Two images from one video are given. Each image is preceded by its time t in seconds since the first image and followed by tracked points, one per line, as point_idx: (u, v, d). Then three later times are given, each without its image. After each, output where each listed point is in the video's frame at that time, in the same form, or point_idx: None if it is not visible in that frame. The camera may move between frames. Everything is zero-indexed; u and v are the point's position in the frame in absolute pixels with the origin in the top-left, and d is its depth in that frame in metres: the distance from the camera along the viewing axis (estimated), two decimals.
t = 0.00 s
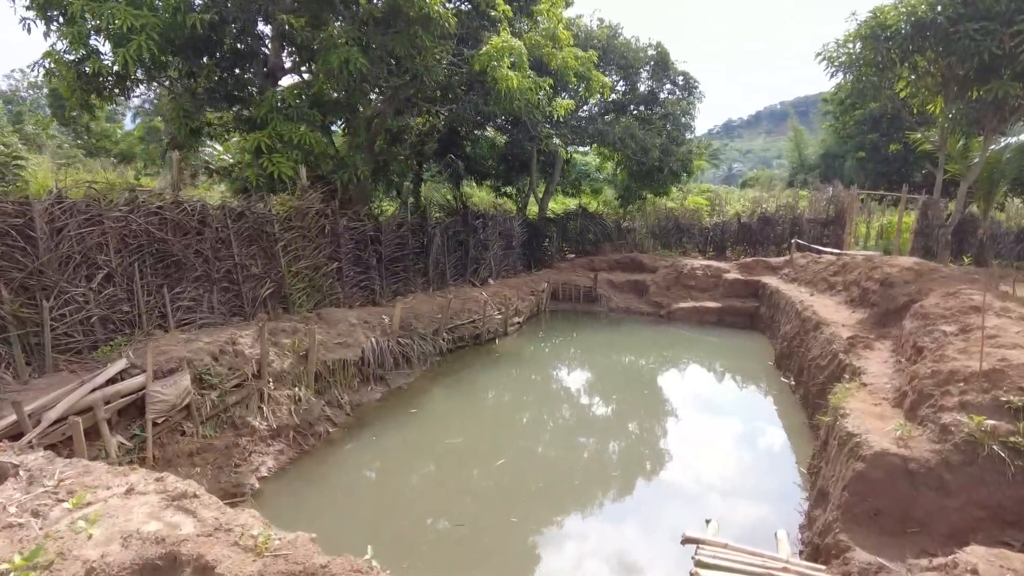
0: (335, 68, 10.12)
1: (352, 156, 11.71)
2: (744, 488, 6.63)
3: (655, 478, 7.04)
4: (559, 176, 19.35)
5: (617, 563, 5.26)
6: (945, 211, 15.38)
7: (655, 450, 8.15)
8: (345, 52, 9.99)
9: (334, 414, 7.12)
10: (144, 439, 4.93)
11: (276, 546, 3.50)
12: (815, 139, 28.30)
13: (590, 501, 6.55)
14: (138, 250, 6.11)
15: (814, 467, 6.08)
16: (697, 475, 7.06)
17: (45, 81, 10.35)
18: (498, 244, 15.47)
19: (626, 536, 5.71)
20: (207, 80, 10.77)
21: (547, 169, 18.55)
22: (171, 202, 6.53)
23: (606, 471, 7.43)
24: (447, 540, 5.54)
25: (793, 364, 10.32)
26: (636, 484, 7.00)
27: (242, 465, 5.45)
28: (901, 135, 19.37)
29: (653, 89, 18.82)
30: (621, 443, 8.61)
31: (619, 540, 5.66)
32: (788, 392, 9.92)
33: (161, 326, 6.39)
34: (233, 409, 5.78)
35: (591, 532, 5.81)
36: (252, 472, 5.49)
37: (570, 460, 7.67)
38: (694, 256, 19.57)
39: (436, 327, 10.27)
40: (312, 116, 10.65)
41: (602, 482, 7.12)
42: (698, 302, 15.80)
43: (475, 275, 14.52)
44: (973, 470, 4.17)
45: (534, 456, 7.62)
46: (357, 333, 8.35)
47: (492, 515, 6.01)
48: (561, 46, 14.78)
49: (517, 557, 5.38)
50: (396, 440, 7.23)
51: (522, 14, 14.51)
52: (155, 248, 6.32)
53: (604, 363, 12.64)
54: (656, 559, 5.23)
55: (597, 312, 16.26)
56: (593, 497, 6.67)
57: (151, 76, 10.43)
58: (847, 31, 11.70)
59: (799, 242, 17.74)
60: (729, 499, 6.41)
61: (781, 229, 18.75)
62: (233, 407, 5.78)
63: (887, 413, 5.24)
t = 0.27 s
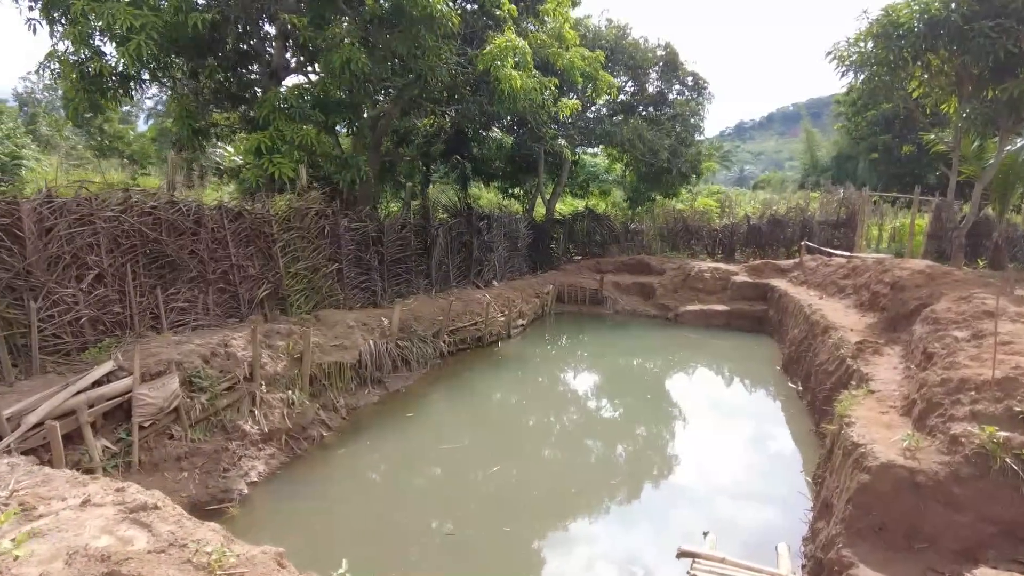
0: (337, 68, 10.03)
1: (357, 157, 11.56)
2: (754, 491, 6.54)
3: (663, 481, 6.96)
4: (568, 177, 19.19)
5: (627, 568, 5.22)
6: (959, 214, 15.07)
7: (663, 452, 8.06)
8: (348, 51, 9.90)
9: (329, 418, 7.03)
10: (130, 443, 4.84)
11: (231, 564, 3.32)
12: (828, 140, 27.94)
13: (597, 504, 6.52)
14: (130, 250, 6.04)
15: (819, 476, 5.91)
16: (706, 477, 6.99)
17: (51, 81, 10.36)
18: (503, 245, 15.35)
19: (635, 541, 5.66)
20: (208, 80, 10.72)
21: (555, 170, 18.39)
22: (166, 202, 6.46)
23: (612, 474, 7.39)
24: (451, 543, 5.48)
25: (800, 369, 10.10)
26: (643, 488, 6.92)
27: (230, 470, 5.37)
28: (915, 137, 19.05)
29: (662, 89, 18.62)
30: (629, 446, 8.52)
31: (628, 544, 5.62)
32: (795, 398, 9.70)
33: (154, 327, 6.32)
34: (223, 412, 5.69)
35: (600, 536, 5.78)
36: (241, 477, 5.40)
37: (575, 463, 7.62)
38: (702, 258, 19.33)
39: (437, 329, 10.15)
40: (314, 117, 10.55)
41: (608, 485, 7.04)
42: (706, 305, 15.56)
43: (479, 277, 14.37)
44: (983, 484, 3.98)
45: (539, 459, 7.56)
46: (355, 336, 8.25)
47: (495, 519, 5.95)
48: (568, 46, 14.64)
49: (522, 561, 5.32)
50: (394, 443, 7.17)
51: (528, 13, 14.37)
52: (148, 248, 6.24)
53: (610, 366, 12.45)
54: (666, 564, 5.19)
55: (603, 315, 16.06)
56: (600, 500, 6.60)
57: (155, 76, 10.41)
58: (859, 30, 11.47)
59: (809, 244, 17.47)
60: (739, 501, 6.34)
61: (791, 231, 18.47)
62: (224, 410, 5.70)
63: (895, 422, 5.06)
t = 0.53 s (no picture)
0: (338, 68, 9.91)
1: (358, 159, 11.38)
2: (766, 493, 6.52)
3: (672, 483, 6.97)
4: (575, 176, 19.00)
5: (638, 567, 5.27)
6: (973, 214, 14.72)
7: (672, 455, 8.13)
8: (348, 52, 9.79)
9: (321, 423, 6.93)
10: (112, 450, 4.75)
11: None
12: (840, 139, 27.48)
13: (605, 506, 6.55)
14: (119, 253, 5.98)
15: (822, 485, 5.73)
16: (716, 479, 6.99)
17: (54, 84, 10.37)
18: (507, 246, 15.20)
19: (647, 542, 5.71)
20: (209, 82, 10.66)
21: (561, 169, 18.21)
22: (157, 204, 6.37)
23: (620, 476, 7.42)
24: (457, 545, 5.51)
25: (806, 373, 9.87)
26: (652, 490, 6.92)
27: (216, 478, 5.28)
28: (928, 134, 18.67)
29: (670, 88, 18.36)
30: (638, 448, 8.51)
31: (640, 545, 5.66)
32: (800, 402, 9.48)
33: (144, 331, 6.25)
34: (211, 418, 5.61)
35: (612, 536, 5.82)
36: (227, 484, 5.31)
37: (583, 465, 7.64)
38: (710, 259, 19.06)
39: (436, 332, 10.03)
40: (317, 118, 10.44)
41: (616, 488, 7.02)
42: (713, 306, 15.32)
43: (482, 279, 14.22)
44: (992, 499, 3.79)
45: (544, 462, 7.54)
46: (350, 339, 8.16)
47: (498, 524, 5.92)
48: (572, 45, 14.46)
49: (528, 564, 5.31)
50: (393, 445, 7.12)
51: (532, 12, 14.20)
52: (138, 251, 6.17)
53: (614, 369, 12.27)
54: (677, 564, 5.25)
55: (608, 317, 15.84)
56: (608, 503, 6.59)
57: (155, 77, 10.38)
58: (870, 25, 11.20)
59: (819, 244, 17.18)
60: (750, 502, 6.34)
61: (801, 231, 18.16)
62: (211, 416, 5.61)
63: (900, 432, 4.87)
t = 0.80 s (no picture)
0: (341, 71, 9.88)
1: (362, 161, 11.31)
2: (774, 496, 6.65)
3: (680, 485, 7.15)
4: (584, 176, 18.86)
5: (654, 567, 5.47)
6: (989, 215, 14.41)
7: (681, 458, 8.25)
8: (351, 54, 9.74)
9: (319, 430, 6.92)
10: (105, 460, 4.73)
11: None
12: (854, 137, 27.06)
13: (613, 509, 6.68)
14: (117, 260, 6.01)
15: (826, 498, 5.62)
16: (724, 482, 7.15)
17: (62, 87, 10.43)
18: (513, 248, 15.11)
19: (661, 542, 5.91)
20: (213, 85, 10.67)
21: (570, 169, 18.08)
22: (155, 211, 6.38)
23: (628, 480, 7.54)
24: (466, 545, 5.65)
25: (813, 379, 9.71)
26: (661, 493, 7.11)
27: (211, 487, 5.26)
28: (944, 133, 18.31)
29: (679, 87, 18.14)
30: (646, 451, 8.69)
31: (654, 545, 5.86)
32: (807, 408, 9.34)
33: (142, 338, 6.27)
34: (206, 425, 5.59)
35: (626, 536, 6.02)
36: (222, 493, 5.29)
37: (590, 469, 7.76)
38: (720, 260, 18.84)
39: (439, 336, 9.99)
40: (320, 120, 10.40)
41: (624, 492, 7.18)
42: (721, 308, 15.13)
43: (488, 281, 14.13)
44: (996, 520, 3.68)
45: (550, 465, 7.65)
46: (350, 345, 8.14)
47: (505, 527, 6.02)
48: (579, 44, 14.31)
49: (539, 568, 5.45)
50: (394, 451, 7.12)
51: (539, 12, 14.05)
52: (136, 258, 6.18)
53: (620, 373, 12.17)
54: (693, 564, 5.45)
55: (615, 319, 15.68)
56: (618, 506, 6.74)
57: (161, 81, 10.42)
58: (882, 23, 11.00)
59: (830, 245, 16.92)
60: (759, 506, 6.47)
61: (812, 231, 17.91)
62: (207, 424, 5.60)
63: (903, 447, 4.76)
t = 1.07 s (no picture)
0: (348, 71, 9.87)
1: (368, 162, 11.28)
2: (783, 497, 6.59)
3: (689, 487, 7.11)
4: (593, 176, 18.74)
5: (662, 568, 5.42)
6: (1004, 216, 14.17)
7: (690, 459, 8.19)
8: (358, 54, 9.71)
9: (322, 432, 6.91)
10: (106, 460, 4.73)
11: None
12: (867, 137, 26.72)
13: (621, 509, 6.67)
14: (121, 260, 6.04)
15: (833, 505, 5.53)
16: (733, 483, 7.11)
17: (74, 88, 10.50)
18: (520, 248, 15.05)
19: (670, 542, 5.86)
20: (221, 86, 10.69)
21: (579, 169, 17.98)
22: (160, 211, 6.41)
23: (637, 481, 7.52)
24: (473, 545, 5.66)
25: (822, 382, 9.59)
26: (669, 493, 7.11)
27: (212, 488, 5.25)
28: (958, 133, 17.98)
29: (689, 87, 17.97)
30: (654, 451, 8.66)
31: (663, 545, 5.82)
32: (815, 411, 9.21)
33: (146, 338, 6.29)
34: (208, 426, 5.59)
35: (635, 536, 5.99)
36: (223, 494, 5.29)
37: (598, 470, 7.74)
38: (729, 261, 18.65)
39: (444, 337, 9.95)
40: (328, 120, 10.36)
41: (633, 492, 7.17)
42: (730, 310, 14.97)
43: (494, 282, 14.08)
44: (1007, 530, 3.59)
45: (558, 466, 7.67)
46: (355, 346, 8.12)
47: (513, 526, 6.04)
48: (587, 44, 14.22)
49: (548, 567, 5.44)
50: (400, 452, 7.14)
51: (548, 12, 13.98)
52: (140, 258, 6.20)
53: (628, 376, 12.08)
54: (703, 566, 5.40)
55: (623, 320, 15.57)
56: (626, 506, 6.74)
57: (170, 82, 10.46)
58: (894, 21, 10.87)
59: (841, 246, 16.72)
60: (768, 507, 6.43)
61: (823, 232, 17.70)
62: (209, 425, 5.60)
63: (912, 454, 4.67)
